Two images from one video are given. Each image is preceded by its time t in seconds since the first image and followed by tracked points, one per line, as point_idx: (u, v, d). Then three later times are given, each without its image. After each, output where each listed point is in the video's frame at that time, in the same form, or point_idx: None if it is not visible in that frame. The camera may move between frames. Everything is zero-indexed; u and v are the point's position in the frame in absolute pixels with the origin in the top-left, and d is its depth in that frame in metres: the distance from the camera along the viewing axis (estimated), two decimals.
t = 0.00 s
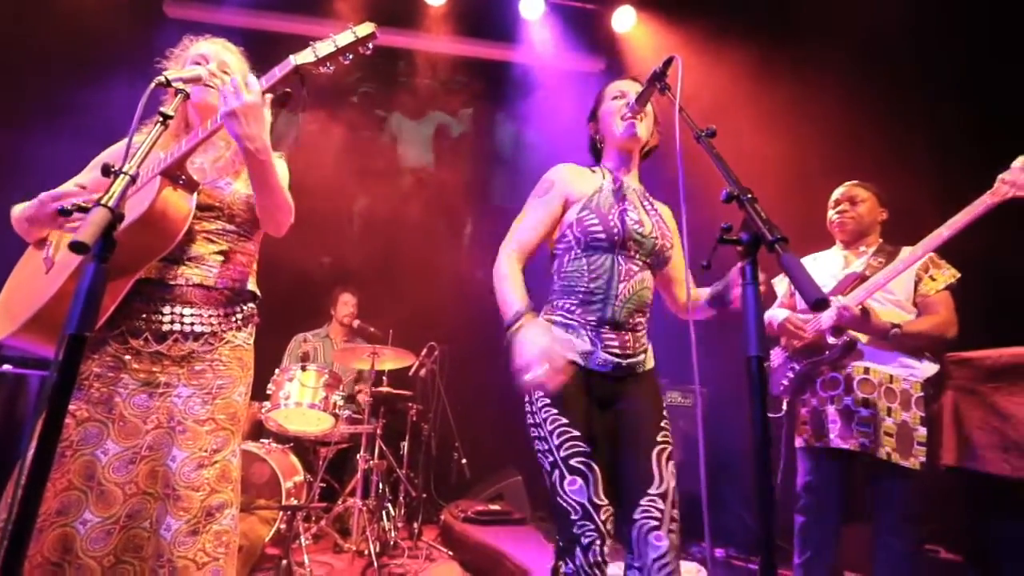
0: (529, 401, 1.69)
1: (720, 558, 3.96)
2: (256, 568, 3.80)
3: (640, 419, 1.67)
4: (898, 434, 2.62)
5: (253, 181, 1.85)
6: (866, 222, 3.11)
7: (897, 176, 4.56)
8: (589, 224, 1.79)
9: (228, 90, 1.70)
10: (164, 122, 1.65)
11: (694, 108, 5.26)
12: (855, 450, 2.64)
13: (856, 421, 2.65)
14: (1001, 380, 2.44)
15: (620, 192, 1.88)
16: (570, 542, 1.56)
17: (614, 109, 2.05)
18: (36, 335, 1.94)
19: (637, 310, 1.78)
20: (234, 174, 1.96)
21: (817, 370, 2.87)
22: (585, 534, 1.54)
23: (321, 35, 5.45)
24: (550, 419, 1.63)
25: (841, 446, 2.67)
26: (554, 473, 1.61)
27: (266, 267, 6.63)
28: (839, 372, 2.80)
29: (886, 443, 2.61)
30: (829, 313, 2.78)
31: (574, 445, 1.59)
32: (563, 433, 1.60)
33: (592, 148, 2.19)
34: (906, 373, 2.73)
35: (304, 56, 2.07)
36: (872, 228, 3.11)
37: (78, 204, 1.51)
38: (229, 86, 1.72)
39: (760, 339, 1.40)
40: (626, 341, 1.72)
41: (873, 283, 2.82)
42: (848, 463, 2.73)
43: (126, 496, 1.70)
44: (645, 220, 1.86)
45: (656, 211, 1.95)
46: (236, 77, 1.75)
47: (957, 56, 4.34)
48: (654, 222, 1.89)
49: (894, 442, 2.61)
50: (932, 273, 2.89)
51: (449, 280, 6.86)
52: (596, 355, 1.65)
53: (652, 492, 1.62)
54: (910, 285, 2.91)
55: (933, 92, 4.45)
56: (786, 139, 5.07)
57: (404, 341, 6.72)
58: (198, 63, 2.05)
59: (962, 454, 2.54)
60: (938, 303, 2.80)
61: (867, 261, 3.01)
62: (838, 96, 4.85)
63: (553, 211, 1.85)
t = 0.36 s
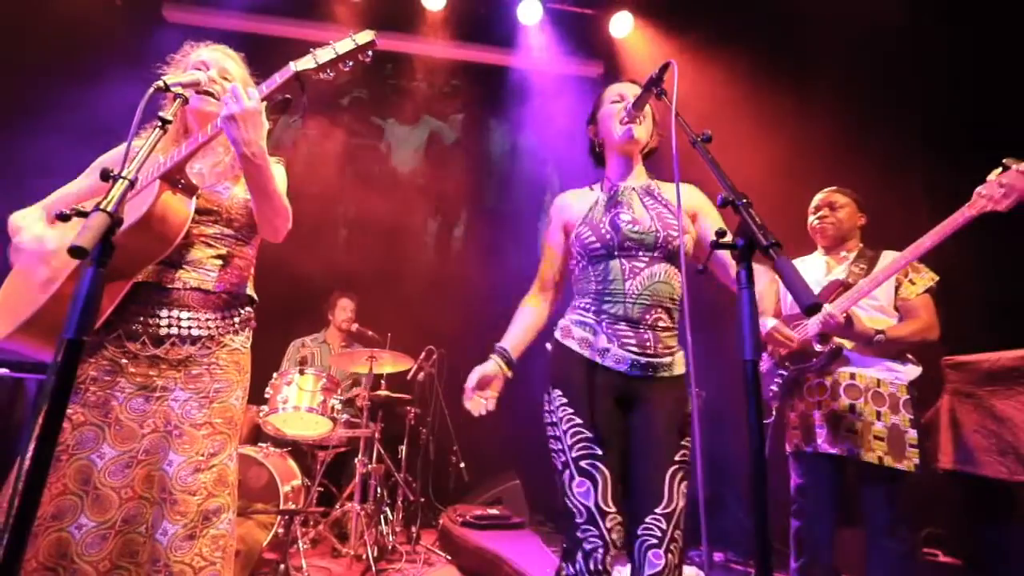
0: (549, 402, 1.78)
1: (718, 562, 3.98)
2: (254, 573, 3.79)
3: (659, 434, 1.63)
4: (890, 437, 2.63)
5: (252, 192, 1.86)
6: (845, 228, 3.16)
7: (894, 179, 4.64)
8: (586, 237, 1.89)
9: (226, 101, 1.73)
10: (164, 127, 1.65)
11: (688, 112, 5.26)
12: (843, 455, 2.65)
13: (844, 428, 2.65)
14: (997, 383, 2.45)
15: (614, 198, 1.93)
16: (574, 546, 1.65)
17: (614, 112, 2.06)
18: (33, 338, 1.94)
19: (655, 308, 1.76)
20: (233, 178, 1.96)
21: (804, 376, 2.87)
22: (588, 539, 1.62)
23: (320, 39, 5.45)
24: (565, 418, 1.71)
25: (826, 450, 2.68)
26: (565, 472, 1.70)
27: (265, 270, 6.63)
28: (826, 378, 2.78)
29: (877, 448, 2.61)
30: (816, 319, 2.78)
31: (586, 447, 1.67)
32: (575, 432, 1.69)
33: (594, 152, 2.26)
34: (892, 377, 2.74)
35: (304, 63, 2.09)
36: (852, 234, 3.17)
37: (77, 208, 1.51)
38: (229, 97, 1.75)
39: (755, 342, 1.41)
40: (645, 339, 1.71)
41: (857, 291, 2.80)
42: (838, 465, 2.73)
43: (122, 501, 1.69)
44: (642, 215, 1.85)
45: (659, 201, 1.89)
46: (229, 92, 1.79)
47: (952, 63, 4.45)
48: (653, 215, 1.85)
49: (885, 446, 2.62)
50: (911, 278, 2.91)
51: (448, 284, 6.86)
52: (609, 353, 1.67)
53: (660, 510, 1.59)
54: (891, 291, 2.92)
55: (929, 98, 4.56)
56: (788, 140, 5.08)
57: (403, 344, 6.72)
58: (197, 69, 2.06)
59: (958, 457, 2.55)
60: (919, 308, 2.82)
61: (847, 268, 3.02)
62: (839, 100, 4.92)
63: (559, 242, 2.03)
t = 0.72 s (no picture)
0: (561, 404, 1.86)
1: (721, 565, 3.98)
2: None
3: (660, 433, 1.64)
4: (868, 436, 2.63)
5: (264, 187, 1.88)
6: (822, 232, 3.19)
7: (895, 184, 4.74)
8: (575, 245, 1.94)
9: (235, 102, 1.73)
10: (168, 134, 1.66)
11: (691, 118, 5.29)
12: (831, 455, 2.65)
13: (830, 427, 2.65)
14: (1000, 384, 2.45)
15: (602, 201, 1.94)
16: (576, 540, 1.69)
17: (615, 114, 2.06)
18: (39, 343, 1.95)
19: (650, 306, 1.73)
20: (237, 183, 1.98)
21: (791, 377, 2.87)
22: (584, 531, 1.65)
23: (322, 43, 5.47)
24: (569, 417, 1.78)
25: (818, 451, 2.67)
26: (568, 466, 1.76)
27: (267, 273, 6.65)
28: (811, 379, 2.79)
29: (860, 446, 2.60)
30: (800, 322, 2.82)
31: (581, 443, 1.70)
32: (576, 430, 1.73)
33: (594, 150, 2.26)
34: (873, 378, 2.74)
35: (305, 66, 2.09)
36: (829, 236, 3.20)
37: (84, 215, 1.52)
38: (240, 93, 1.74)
39: (759, 349, 1.40)
40: (637, 340, 1.70)
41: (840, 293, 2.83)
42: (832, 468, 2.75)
43: (126, 505, 1.70)
44: (623, 217, 1.85)
45: (648, 197, 1.87)
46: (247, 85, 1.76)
47: (950, 67, 4.49)
48: (631, 211, 1.85)
49: (866, 445, 2.61)
50: (891, 277, 2.95)
51: (450, 286, 6.87)
52: (603, 361, 1.71)
53: (654, 509, 1.59)
54: (873, 292, 2.94)
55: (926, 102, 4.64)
56: (789, 143, 5.08)
57: (405, 347, 6.73)
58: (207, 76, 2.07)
59: (962, 460, 2.54)
60: (900, 308, 2.85)
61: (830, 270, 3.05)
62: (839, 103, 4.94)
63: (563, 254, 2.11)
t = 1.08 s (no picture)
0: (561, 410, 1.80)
1: (718, 559, 4.02)
2: (256, 570, 3.81)
3: (666, 429, 1.64)
4: (851, 431, 2.67)
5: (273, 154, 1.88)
6: (794, 231, 3.29)
7: (869, 181, 4.84)
8: (573, 237, 1.89)
9: (255, 79, 1.78)
10: (169, 126, 1.66)
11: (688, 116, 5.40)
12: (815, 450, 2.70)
13: (813, 423, 2.70)
14: (996, 380, 2.47)
15: (607, 197, 1.93)
16: (586, 549, 1.64)
17: (615, 115, 2.06)
18: (40, 335, 1.95)
19: (652, 302, 1.76)
20: (236, 176, 1.97)
21: (774, 375, 2.90)
22: (600, 541, 1.60)
23: (321, 36, 5.45)
24: (574, 422, 1.73)
25: (800, 446, 2.72)
26: (577, 476, 1.71)
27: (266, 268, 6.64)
28: (794, 377, 2.81)
29: (842, 442, 2.65)
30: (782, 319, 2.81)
31: (593, 449, 1.66)
32: (583, 435, 1.70)
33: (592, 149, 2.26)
34: (852, 373, 2.79)
35: (305, 58, 2.07)
36: (801, 236, 3.29)
37: (85, 207, 1.52)
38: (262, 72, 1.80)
39: (756, 341, 1.41)
40: (643, 332, 1.71)
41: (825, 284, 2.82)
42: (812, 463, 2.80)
43: (128, 497, 1.71)
44: (628, 215, 1.85)
45: (649, 201, 1.91)
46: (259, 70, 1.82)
47: (948, 66, 4.38)
48: (638, 215, 1.86)
49: (848, 439, 2.66)
50: (864, 274, 2.92)
51: (448, 282, 6.87)
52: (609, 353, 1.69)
53: (664, 499, 1.60)
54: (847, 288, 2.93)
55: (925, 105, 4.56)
56: (778, 143, 5.21)
57: (404, 342, 6.74)
58: (206, 69, 2.07)
59: (958, 455, 2.55)
60: (875, 304, 2.87)
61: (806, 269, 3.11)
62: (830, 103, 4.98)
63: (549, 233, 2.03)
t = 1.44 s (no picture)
0: (522, 405, 1.70)
1: (714, 558, 4.05)
2: (253, 570, 3.80)
3: (630, 423, 1.66)
4: (836, 428, 2.71)
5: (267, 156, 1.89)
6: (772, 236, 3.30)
7: (851, 182, 4.90)
8: (573, 230, 1.78)
9: (250, 79, 1.77)
10: (167, 126, 1.66)
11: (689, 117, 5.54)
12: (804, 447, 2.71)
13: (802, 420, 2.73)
14: (989, 380, 2.48)
15: (608, 199, 1.88)
16: (561, 552, 1.54)
17: (612, 119, 2.04)
18: (38, 335, 1.95)
19: (628, 309, 1.78)
20: (234, 176, 1.98)
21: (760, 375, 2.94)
22: (574, 536, 1.54)
23: (319, 36, 5.45)
24: (543, 421, 1.63)
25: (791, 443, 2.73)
26: (546, 476, 1.61)
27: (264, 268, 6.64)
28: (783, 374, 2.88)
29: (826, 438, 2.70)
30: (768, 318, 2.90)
31: (566, 448, 1.59)
32: (555, 435, 1.60)
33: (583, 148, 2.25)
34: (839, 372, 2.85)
35: (303, 56, 2.07)
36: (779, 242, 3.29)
37: (83, 207, 1.52)
38: (256, 72, 1.78)
39: (753, 342, 1.42)
40: (620, 342, 1.73)
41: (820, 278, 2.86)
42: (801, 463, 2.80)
43: (125, 497, 1.71)
44: (627, 224, 1.85)
45: (639, 217, 1.94)
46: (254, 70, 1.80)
47: (949, 72, 4.29)
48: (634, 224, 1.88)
49: (832, 436, 2.70)
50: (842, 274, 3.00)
51: (444, 282, 6.88)
52: (586, 356, 1.66)
53: (652, 495, 1.61)
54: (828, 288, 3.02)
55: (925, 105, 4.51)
56: (770, 147, 5.34)
57: (402, 342, 6.74)
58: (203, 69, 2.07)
59: (953, 454, 2.57)
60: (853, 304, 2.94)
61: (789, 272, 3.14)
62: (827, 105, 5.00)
63: (539, 210, 1.88)
